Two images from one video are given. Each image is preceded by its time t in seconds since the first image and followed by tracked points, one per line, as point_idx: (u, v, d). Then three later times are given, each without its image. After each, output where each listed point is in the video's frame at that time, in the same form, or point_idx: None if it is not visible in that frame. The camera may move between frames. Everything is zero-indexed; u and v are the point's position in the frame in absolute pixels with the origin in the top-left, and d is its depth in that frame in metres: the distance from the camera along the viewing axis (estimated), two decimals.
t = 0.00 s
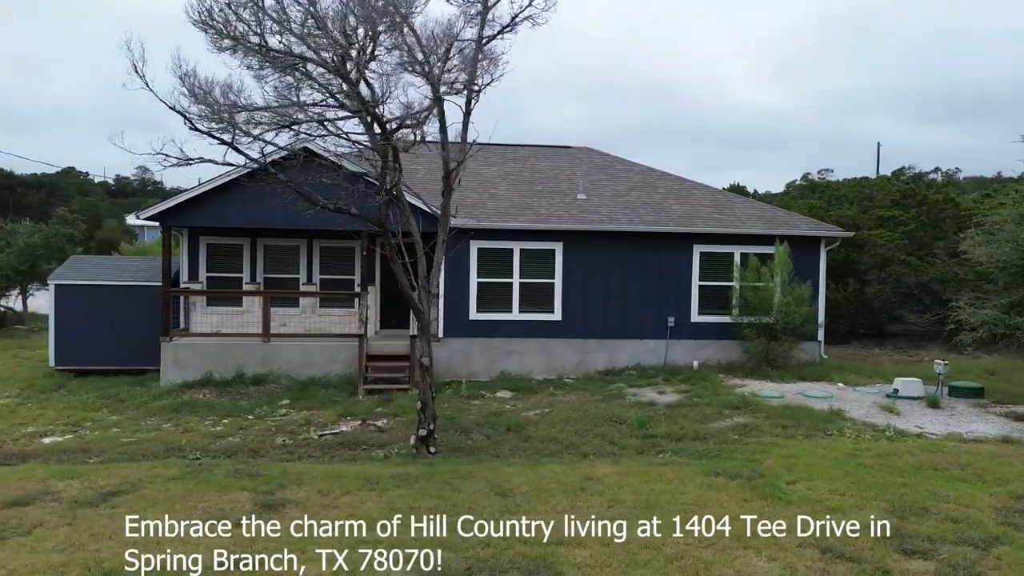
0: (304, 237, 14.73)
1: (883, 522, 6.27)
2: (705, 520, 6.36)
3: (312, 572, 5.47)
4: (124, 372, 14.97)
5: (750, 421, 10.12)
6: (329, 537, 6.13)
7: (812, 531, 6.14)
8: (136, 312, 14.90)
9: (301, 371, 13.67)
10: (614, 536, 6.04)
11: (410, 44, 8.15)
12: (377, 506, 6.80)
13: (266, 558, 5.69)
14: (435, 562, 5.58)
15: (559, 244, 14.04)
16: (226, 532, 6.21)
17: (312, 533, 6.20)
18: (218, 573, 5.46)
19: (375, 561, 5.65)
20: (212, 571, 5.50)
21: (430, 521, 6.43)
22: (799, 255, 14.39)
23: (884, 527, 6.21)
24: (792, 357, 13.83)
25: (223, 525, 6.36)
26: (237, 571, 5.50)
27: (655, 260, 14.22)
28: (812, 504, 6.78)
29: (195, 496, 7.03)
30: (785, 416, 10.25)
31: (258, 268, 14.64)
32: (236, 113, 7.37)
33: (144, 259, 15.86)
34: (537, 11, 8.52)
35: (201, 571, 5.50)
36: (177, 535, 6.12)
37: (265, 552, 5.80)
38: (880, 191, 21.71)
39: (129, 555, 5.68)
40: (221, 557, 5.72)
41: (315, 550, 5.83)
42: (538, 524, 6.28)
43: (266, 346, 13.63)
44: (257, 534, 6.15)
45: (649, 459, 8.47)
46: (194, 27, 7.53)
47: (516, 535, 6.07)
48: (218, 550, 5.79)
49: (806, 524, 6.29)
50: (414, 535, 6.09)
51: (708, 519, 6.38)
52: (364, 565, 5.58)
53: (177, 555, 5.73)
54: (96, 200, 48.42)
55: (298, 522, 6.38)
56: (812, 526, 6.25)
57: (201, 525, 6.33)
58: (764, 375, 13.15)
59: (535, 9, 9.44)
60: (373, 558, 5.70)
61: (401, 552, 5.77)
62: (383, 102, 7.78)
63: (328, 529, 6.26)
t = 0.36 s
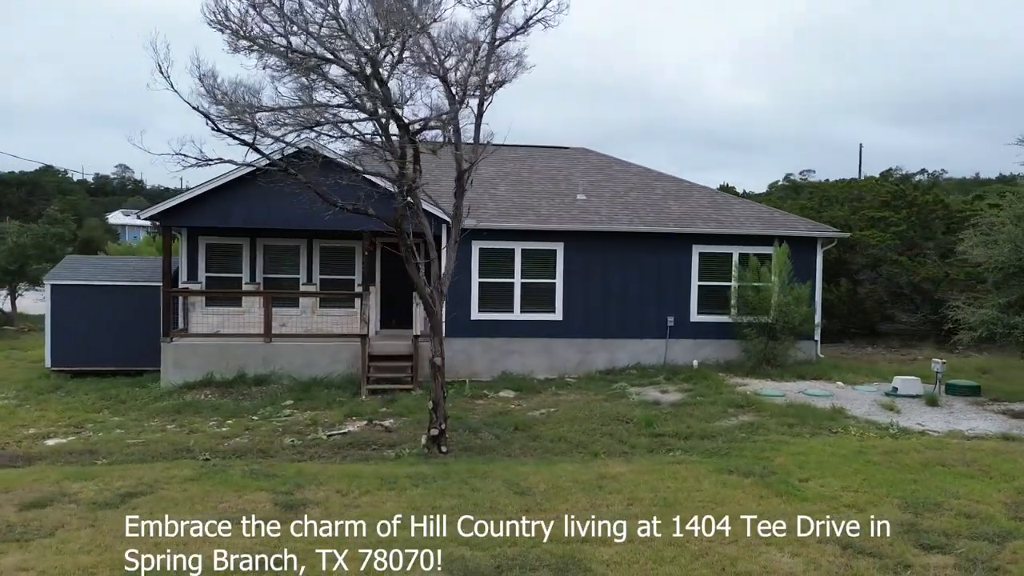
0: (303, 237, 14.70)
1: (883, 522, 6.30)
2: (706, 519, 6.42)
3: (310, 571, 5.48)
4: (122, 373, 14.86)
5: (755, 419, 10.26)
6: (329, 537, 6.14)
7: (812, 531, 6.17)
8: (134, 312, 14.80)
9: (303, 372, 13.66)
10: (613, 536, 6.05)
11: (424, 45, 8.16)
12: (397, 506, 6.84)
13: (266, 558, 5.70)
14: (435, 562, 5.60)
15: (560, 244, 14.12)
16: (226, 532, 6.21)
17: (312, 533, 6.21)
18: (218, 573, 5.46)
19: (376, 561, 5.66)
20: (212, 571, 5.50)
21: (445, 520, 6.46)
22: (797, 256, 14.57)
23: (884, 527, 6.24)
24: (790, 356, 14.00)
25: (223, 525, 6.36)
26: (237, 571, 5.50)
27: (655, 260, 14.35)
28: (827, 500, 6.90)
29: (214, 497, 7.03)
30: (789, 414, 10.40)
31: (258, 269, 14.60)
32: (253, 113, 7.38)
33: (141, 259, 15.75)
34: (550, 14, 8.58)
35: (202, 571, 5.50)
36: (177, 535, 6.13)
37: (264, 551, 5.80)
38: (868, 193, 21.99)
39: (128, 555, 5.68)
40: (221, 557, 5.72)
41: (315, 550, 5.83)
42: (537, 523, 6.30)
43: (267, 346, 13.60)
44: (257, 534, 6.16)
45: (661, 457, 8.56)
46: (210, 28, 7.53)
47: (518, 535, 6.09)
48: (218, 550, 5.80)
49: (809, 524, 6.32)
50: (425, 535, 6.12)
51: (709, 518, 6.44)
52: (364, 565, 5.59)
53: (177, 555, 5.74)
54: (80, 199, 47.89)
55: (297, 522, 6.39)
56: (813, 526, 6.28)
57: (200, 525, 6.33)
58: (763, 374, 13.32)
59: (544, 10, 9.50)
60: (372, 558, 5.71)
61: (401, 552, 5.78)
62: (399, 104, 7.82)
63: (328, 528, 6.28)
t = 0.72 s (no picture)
0: (303, 237, 14.68)
1: (883, 522, 6.31)
2: (706, 519, 6.44)
3: (310, 571, 5.49)
4: (120, 373, 14.76)
5: (760, 417, 10.38)
6: (329, 537, 6.16)
7: (812, 531, 6.19)
8: (133, 313, 14.70)
9: (305, 372, 13.65)
10: (613, 536, 6.07)
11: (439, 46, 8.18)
12: (416, 505, 6.87)
13: (266, 558, 5.70)
14: (435, 561, 5.59)
15: (561, 244, 14.19)
16: (226, 532, 6.22)
17: (312, 533, 6.22)
18: (218, 573, 5.47)
19: (376, 561, 5.66)
20: (212, 571, 5.51)
21: (452, 519, 6.48)
22: (794, 257, 14.74)
23: (884, 527, 6.26)
24: (788, 355, 14.15)
25: (223, 525, 6.37)
26: (238, 571, 5.51)
27: (654, 260, 14.46)
28: (840, 497, 7.01)
29: (231, 497, 7.03)
30: (793, 412, 10.53)
31: (257, 269, 14.56)
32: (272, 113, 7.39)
33: (139, 259, 15.64)
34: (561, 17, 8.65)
35: (202, 571, 5.51)
36: (177, 535, 6.13)
37: (264, 552, 5.80)
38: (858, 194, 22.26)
39: (128, 555, 5.68)
40: (221, 557, 5.73)
41: (316, 550, 5.84)
42: (537, 524, 6.33)
43: (268, 346, 13.57)
44: (257, 534, 6.16)
45: (672, 456, 8.64)
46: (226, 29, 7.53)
47: (521, 534, 6.11)
48: (218, 550, 5.81)
49: (809, 524, 6.33)
50: (425, 535, 6.13)
51: (709, 518, 6.46)
52: (364, 565, 5.60)
53: (177, 555, 5.74)
54: (63, 198, 47.34)
55: (298, 522, 6.40)
56: (813, 527, 6.29)
57: (200, 525, 6.34)
58: (763, 374, 13.46)
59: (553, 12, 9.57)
60: (372, 558, 5.72)
61: (401, 552, 5.78)
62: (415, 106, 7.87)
63: (328, 528, 6.29)
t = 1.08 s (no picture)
0: (304, 237, 14.65)
1: (882, 522, 6.34)
2: (705, 518, 6.45)
3: (311, 572, 5.48)
4: (118, 374, 14.65)
5: (765, 415, 10.52)
6: (329, 537, 6.17)
7: (812, 531, 6.21)
8: (132, 313, 14.59)
9: (307, 372, 13.65)
10: (614, 536, 6.09)
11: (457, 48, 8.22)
12: (438, 503, 6.92)
13: (266, 558, 5.70)
14: (435, 562, 5.59)
15: (562, 244, 14.26)
16: (227, 532, 6.23)
17: (312, 532, 6.24)
18: (218, 573, 5.46)
19: (376, 561, 5.66)
20: (213, 571, 5.50)
21: (452, 519, 6.49)
22: (791, 257, 14.93)
23: (884, 527, 6.30)
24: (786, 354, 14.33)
25: (223, 525, 6.38)
26: (238, 571, 5.50)
27: (654, 260, 14.57)
28: (854, 493, 7.14)
29: (252, 497, 7.03)
30: (798, 410, 10.68)
31: (258, 269, 14.51)
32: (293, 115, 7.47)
33: (137, 259, 15.53)
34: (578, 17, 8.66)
35: (202, 571, 5.50)
36: (177, 535, 6.14)
37: (265, 552, 5.80)
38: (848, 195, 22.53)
39: (128, 555, 5.68)
40: (221, 557, 5.73)
41: (315, 550, 5.83)
42: (537, 524, 6.33)
43: (271, 346, 13.53)
44: (258, 534, 6.17)
45: (683, 453, 8.74)
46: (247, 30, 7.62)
47: (521, 534, 6.13)
48: (218, 550, 5.81)
49: (809, 524, 6.35)
50: (426, 535, 6.15)
51: (709, 517, 6.47)
52: (364, 565, 5.60)
53: (177, 555, 5.74)
54: (44, 196, 46.71)
55: (297, 522, 6.41)
56: (813, 526, 6.31)
57: (201, 526, 6.35)
58: (763, 372, 13.62)
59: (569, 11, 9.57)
60: (372, 558, 5.72)
61: (401, 552, 5.78)
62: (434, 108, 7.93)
63: (328, 528, 6.30)
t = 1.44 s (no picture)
0: (305, 237, 14.62)
1: (882, 523, 6.36)
2: (705, 519, 6.48)
3: (311, 572, 5.49)
4: (118, 375, 14.53)
5: (771, 414, 10.66)
6: (329, 537, 6.18)
7: (812, 531, 6.23)
8: (132, 313, 14.50)
9: (310, 372, 13.63)
10: (614, 536, 6.10)
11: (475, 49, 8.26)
12: (460, 501, 6.98)
13: (266, 558, 5.71)
14: (435, 562, 5.61)
15: (564, 244, 14.34)
16: (226, 532, 6.23)
17: (312, 533, 6.24)
18: (219, 573, 5.47)
19: (376, 561, 5.66)
20: (213, 571, 5.51)
21: (452, 519, 6.51)
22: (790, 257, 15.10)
23: (884, 527, 6.30)
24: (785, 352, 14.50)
25: (223, 525, 6.39)
26: (238, 571, 5.52)
27: (655, 260, 14.69)
28: (869, 489, 7.27)
29: (273, 497, 7.04)
30: (802, 409, 10.82)
31: (258, 270, 14.47)
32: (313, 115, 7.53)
33: (135, 260, 15.42)
34: (596, 18, 8.68)
35: (202, 571, 5.51)
36: (177, 535, 6.14)
37: (264, 552, 5.81)
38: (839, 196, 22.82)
39: (128, 555, 5.69)
40: (221, 557, 5.74)
41: (316, 550, 5.83)
42: (537, 524, 6.35)
43: (273, 346, 13.48)
44: (257, 534, 6.17)
45: (695, 452, 8.84)
46: (268, 30, 7.67)
47: (521, 534, 6.15)
48: (218, 550, 5.81)
49: (808, 525, 6.37)
50: (425, 535, 6.17)
51: (707, 518, 6.50)
52: (364, 565, 5.60)
53: (177, 555, 5.74)
54: (27, 196, 46.17)
55: (297, 522, 6.42)
56: (811, 526, 6.33)
57: (200, 525, 6.35)
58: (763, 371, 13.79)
59: (586, 12, 9.60)
60: (373, 558, 5.73)
61: (401, 552, 5.79)
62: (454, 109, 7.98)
63: (328, 529, 6.32)
